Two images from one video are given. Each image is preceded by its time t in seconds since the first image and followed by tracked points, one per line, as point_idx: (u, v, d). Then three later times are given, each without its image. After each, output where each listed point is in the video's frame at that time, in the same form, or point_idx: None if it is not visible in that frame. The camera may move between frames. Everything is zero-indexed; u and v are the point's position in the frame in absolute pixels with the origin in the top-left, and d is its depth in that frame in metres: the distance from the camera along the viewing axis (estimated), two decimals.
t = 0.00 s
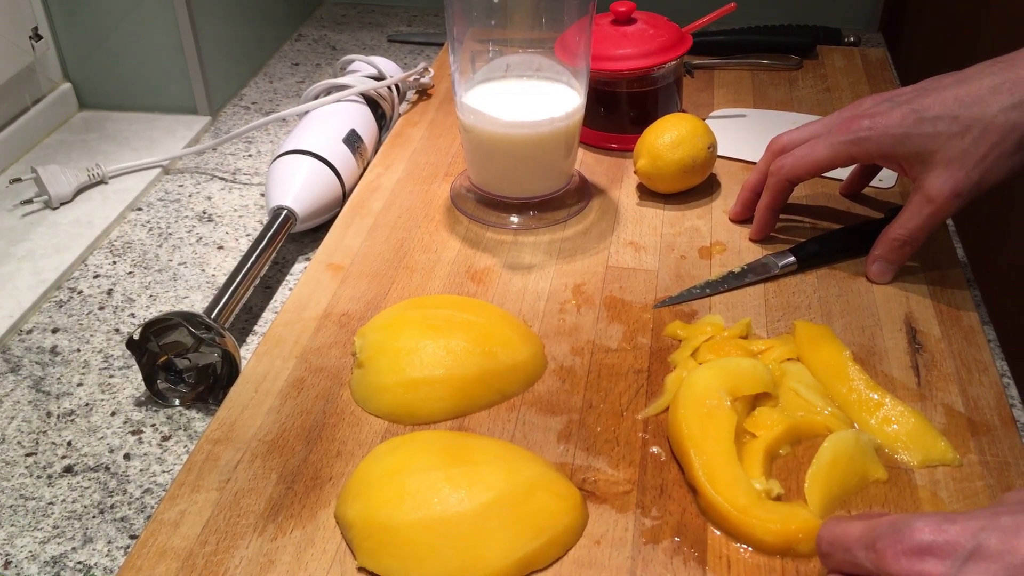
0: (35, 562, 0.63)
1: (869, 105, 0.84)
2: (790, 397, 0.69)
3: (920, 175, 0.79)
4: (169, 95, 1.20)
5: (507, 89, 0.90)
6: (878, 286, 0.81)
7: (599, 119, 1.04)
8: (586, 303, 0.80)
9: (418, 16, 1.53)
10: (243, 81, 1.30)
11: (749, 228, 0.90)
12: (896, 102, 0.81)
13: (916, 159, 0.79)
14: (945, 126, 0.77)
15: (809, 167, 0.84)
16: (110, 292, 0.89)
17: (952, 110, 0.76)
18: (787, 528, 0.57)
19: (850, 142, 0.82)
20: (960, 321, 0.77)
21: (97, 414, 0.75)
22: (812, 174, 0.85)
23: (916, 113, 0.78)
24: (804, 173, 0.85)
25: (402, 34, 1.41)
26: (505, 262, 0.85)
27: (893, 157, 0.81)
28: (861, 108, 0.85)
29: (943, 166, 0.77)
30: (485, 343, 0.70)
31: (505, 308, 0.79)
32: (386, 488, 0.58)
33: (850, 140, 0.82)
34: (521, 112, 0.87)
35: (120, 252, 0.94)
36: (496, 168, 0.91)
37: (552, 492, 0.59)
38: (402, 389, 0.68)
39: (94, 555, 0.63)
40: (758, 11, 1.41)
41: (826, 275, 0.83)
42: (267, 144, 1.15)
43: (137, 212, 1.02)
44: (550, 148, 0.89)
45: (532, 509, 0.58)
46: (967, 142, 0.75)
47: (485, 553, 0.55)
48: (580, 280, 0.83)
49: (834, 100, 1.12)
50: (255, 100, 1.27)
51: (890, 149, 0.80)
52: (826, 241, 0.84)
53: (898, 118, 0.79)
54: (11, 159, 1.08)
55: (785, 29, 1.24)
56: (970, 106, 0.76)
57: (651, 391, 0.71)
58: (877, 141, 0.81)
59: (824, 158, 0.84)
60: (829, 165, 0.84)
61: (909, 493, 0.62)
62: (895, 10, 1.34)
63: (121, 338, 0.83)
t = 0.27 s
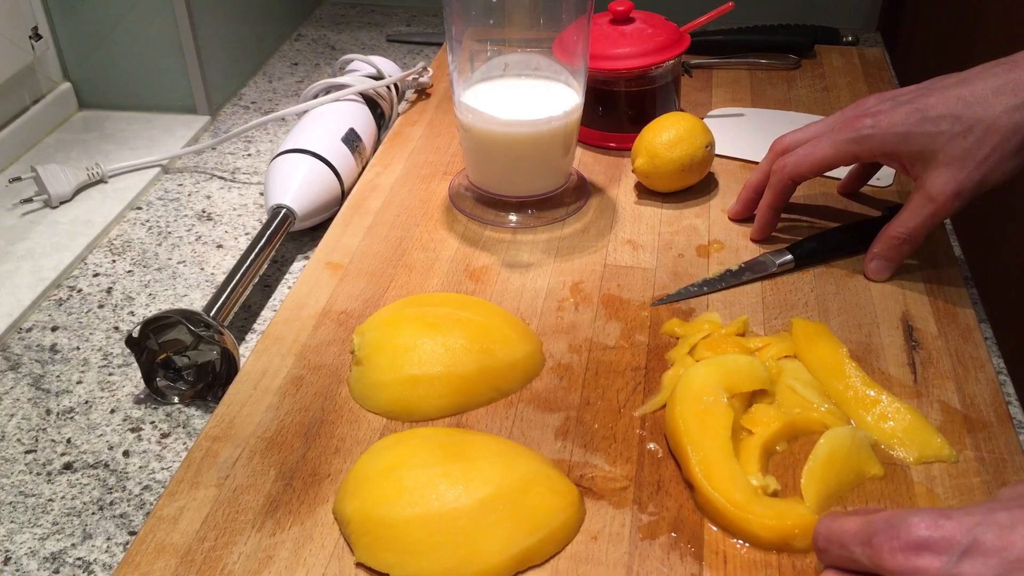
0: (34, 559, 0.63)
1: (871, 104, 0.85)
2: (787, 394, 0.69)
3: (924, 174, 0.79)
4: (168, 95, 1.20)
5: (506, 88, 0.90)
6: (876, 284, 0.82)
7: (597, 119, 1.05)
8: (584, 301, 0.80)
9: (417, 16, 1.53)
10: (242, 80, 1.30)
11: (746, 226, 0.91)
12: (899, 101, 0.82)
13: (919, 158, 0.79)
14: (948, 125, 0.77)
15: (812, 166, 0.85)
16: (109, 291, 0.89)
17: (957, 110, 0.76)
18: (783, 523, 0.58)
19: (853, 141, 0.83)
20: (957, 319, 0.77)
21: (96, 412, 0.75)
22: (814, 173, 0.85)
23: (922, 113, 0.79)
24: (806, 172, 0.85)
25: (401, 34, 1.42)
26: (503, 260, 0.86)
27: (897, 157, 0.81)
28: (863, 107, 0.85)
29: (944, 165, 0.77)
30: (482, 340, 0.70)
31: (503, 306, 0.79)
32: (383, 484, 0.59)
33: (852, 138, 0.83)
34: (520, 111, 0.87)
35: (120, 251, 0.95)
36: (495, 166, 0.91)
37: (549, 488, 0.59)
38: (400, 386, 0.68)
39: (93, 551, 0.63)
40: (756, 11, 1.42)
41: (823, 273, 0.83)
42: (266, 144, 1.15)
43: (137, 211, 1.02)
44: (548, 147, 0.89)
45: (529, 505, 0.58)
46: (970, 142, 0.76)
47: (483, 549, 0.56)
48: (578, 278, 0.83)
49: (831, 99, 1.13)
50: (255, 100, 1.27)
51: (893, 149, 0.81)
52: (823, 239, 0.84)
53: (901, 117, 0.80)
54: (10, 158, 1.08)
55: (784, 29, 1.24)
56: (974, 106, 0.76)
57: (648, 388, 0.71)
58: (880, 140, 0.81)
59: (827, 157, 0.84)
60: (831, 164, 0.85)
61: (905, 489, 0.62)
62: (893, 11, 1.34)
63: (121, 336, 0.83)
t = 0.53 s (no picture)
0: (31, 551, 0.63)
1: (867, 100, 0.85)
2: (781, 387, 0.69)
3: (919, 170, 0.79)
4: (167, 91, 1.21)
5: (503, 83, 0.90)
6: (871, 279, 0.82)
7: (594, 114, 1.05)
8: (580, 295, 0.80)
9: (415, 12, 1.53)
10: (240, 76, 1.31)
11: (743, 221, 0.91)
12: (894, 97, 0.82)
13: (915, 154, 0.80)
14: (942, 121, 0.77)
15: (808, 162, 0.85)
16: (107, 286, 0.89)
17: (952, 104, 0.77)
18: (777, 515, 0.58)
19: (849, 137, 0.83)
20: (952, 313, 0.77)
21: (94, 406, 0.75)
22: (811, 169, 0.86)
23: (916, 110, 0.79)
24: (802, 168, 0.85)
25: (399, 30, 1.42)
26: (499, 255, 0.86)
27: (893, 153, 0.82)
28: (856, 104, 0.85)
29: (940, 160, 0.77)
30: (479, 334, 0.70)
31: (500, 300, 0.79)
32: (379, 477, 0.59)
33: (851, 134, 0.83)
34: (516, 106, 0.87)
35: (118, 246, 0.95)
36: (492, 162, 0.91)
37: (544, 480, 0.60)
38: (396, 379, 0.68)
39: (90, 544, 0.64)
40: (754, 7, 1.42)
41: (818, 268, 0.83)
42: (264, 139, 1.15)
43: (135, 206, 1.02)
44: (545, 142, 0.89)
45: (524, 497, 0.58)
46: (964, 137, 0.76)
47: (478, 541, 0.56)
48: (575, 273, 0.83)
49: (828, 95, 1.13)
50: (253, 95, 1.27)
51: (891, 144, 0.81)
52: (819, 234, 0.85)
53: (897, 113, 0.80)
54: (9, 154, 1.08)
55: (781, 25, 1.24)
56: (969, 102, 0.76)
57: (644, 382, 0.71)
58: (876, 138, 0.81)
59: (824, 153, 0.84)
60: (828, 160, 0.85)
61: (898, 482, 0.62)
62: (891, 7, 1.34)
63: (118, 330, 0.83)
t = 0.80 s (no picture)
0: (31, 550, 0.63)
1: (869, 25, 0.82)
2: (780, 387, 0.69)
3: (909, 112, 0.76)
4: (166, 91, 1.21)
5: (503, 84, 0.91)
6: (870, 278, 0.82)
7: (593, 115, 1.05)
8: (580, 295, 0.81)
9: (414, 13, 1.53)
10: (240, 77, 1.31)
11: (742, 221, 0.91)
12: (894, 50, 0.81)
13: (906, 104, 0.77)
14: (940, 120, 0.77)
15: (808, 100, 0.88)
16: (107, 286, 0.89)
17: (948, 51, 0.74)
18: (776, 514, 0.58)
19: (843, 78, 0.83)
20: (951, 313, 0.77)
21: (94, 405, 0.75)
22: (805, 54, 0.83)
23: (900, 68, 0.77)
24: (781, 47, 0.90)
25: (399, 31, 1.42)
26: (499, 255, 0.86)
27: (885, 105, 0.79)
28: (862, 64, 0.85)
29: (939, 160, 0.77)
30: (478, 334, 0.70)
31: (499, 300, 0.80)
32: (379, 476, 0.59)
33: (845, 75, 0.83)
34: (516, 106, 0.88)
35: (118, 246, 0.95)
36: (491, 162, 0.91)
37: (544, 480, 0.60)
38: (396, 379, 0.68)
39: (91, 543, 0.64)
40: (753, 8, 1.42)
41: (817, 268, 0.84)
42: (263, 140, 1.15)
43: (135, 206, 1.02)
44: (545, 143, 0.89)
45: (524, 497, 0.58)
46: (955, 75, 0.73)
47: (478, 540, 0.56)
48: (574, 273, 0.84)
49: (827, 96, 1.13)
50: (253, 96, 1.27)
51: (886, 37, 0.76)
52: (818, 234, 0.85)
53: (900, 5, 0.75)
54: (9, 154, 1.08)
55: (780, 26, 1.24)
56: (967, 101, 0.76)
57: (643, 382, 0.71)
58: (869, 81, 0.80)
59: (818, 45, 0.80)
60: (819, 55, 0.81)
61: (897, 482, 0.62)
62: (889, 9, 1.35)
63: (119, 330, 0.83)
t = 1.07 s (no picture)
0: (32, 548, 0.63)
1: None
2: (780, 385, 0.70)
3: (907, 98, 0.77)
4: (167, 91, 1.21)
5: (503, 83, 0.91)
6: (869, 277, 0.82)
7: (593, 115, 1.05)
8: (579, 294, 0.81)
9: (415, 13, 1.53)
10: (240, 77, 1.31)
11: (741, 220, 0.91)
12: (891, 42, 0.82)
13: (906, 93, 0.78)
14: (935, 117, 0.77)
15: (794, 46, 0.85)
16: (107, 285, 0.89)
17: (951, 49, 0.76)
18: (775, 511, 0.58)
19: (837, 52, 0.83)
20: (950, 312, 0.78)
21: (94, 404, 0.76)
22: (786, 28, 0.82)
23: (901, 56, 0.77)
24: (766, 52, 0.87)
25: (399, 32, 1.42)
26: (499, 254, 0.86)
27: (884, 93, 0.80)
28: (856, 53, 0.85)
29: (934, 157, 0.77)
30: (478, 332, 0.70)
31: (499, 299, 0.80)
32: (379, 474, 0.59)
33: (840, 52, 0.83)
34: (515, 106, 0.88)
35: (118, 246, 0.95)
36: (491, 161, 0.92)
37: (543, 477, 0.60)
38: (395, 378, 0.68)
39: (91, 541, 0.64)
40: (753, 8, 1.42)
41: (817, 267, 0.84)
42: (264, 140, 1.16)
43: (135, 206, 1.02)
44: (544, 142, 0.89)
45: (523, 494, 0.58)
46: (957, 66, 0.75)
47: (478, 538, 0.56)
48: (574, 272, 0.84)
49: (827, 96, 1.13)
50: (253, 96, 1.27)
51: None
52: (817, 233, 0.85)
53: None
54: (9, 154, 1.09)
55: (780, 26, 1.24)
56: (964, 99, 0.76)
57: (642, 380, 0.71)
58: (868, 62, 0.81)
59: None
60: None
61: (896, 479, 0.63)
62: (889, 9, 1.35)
63: (119, 330, 0.84)
